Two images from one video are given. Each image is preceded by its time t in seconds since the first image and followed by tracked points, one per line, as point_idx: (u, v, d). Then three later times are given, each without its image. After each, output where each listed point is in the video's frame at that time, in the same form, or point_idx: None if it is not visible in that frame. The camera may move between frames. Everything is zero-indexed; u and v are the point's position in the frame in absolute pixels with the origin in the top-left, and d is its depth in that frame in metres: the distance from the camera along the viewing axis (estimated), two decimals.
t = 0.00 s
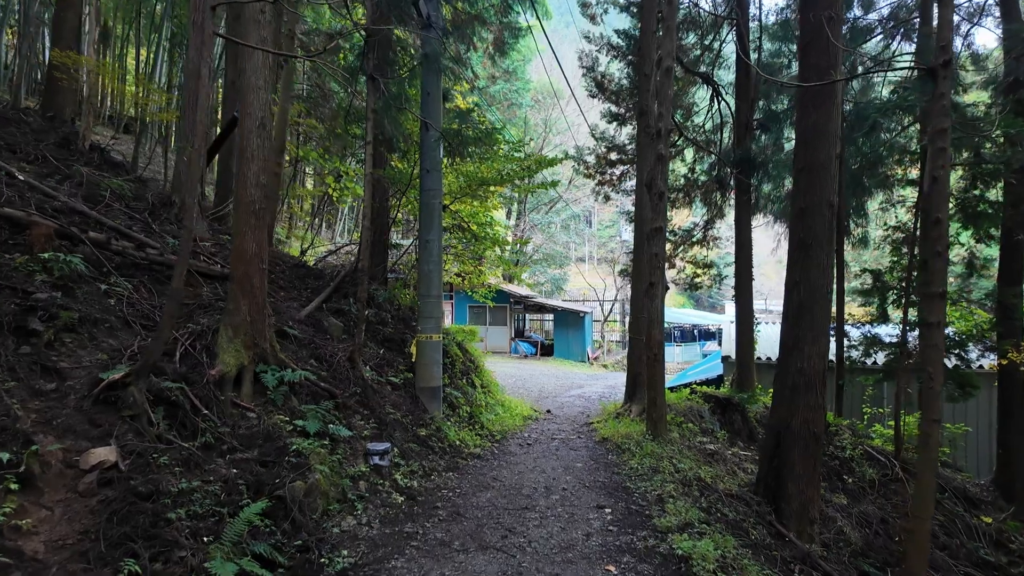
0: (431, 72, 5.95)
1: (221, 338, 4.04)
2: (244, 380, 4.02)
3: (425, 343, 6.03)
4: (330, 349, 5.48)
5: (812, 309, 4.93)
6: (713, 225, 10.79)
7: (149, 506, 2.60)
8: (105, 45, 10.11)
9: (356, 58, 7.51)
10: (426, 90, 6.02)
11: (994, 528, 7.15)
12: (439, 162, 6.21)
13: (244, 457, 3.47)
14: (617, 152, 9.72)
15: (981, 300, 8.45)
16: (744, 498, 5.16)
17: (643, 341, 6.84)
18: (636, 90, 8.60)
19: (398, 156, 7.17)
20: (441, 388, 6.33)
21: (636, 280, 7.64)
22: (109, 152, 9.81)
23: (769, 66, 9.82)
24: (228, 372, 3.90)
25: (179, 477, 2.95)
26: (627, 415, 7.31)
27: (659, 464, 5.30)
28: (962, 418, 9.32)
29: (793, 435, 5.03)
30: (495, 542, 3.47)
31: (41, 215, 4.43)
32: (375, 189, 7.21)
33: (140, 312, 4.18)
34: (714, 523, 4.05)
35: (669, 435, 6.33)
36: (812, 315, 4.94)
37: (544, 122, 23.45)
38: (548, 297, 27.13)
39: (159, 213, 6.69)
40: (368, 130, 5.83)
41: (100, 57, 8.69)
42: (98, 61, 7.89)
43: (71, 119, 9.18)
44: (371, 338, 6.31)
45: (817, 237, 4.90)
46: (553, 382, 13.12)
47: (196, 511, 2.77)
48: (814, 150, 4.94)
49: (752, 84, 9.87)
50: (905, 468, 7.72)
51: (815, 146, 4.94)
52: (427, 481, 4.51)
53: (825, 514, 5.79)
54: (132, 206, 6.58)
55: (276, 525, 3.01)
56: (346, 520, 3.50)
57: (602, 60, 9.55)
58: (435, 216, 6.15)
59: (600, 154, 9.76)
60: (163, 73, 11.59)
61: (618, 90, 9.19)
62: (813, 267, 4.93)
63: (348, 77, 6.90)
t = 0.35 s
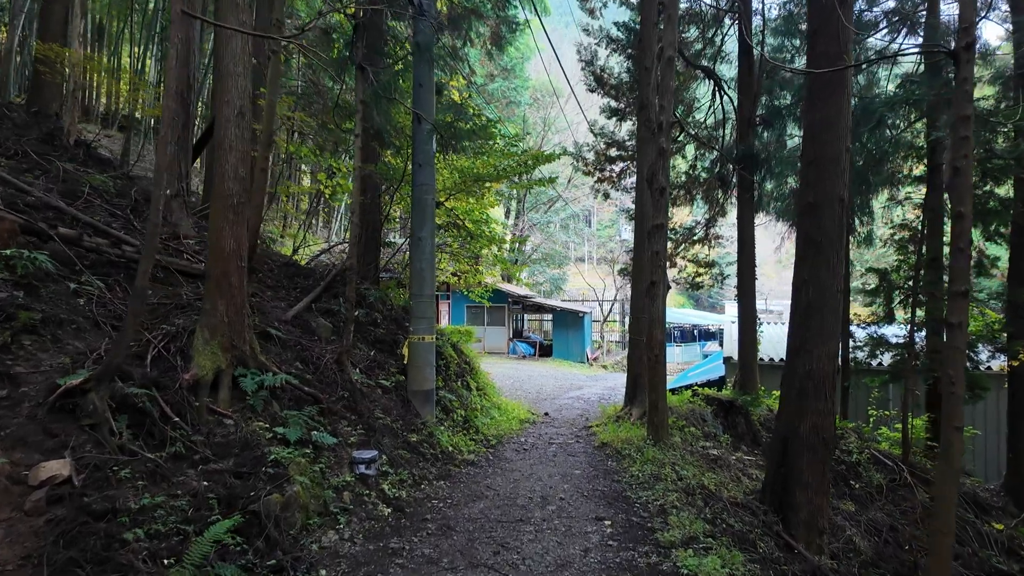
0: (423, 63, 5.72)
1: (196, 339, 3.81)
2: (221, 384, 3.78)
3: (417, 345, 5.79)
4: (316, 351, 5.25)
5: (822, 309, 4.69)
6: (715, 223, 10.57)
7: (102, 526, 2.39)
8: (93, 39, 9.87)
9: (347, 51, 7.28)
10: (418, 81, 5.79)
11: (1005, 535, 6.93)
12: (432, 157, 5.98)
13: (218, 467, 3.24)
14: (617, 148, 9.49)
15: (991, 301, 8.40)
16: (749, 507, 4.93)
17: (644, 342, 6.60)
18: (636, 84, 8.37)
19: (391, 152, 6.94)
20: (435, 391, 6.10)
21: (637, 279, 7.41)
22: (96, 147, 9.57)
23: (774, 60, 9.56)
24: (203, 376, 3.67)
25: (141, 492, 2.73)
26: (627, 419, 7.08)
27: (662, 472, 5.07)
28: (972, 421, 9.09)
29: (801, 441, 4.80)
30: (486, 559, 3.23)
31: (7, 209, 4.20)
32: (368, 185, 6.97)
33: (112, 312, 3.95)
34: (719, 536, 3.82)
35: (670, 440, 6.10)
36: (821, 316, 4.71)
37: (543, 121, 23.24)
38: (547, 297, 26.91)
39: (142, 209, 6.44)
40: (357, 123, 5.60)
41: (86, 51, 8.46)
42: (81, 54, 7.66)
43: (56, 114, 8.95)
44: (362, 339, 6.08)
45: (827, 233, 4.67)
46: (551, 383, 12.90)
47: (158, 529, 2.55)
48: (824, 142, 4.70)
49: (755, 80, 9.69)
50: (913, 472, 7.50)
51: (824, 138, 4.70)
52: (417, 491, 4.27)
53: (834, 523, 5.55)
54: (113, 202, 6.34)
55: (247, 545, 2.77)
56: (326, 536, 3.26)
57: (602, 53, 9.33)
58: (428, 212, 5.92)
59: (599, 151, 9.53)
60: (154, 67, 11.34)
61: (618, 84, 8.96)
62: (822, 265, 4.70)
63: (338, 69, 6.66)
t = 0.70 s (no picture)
0: (411, 44, 5.41)
1: (160, 337, 3.50)
2: (187, 385, 3.48)
3: (406, 344, 5.49)
4: (298, 350, 4.95)
5: (835, 304, 4.41)
6: (717, 219, 10.29)
7: (28, 550, 2.17)
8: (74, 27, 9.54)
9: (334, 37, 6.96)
10: (406, 64, 5.50)
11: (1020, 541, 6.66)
12: (422, 145, 5.68)
13: (179, 477, 2.95)
14: (616, 140, 9.19)
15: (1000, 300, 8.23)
16: (757, 515, 4.64)
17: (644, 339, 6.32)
18: (636, 73, 8.07)
19: (380, 141, 6.65)
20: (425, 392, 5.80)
21: (636, 275, 7.13)
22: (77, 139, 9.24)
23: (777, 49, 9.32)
24: (166, 376, 3.37)
25: (83, 507, 2.50)
26: (627, 421, 6.80)
27: (664, 478, 4.78)
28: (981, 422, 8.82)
29: (813, 445, 4.51)
30: None
31: None
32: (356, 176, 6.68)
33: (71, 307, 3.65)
34: (728, 550, 3.53)
35: (672, 443, 5.81)
36: (834, 312, 4.43)
37: (540, 117, 22.91)
38: (544, 296, 26.63)
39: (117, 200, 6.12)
40: (341, 108, 5.29)
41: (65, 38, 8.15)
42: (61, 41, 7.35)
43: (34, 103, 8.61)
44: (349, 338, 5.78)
45: (840, 223, 4.39)
46: (548, 383, 12.61)
47: (99, 550, 2.30)
48: (836, 127, 4.42)
49: (758, 70, 9.42)
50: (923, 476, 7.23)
51: (837, 122, 4.41)
52: (402, 500, 3.97)
53: (844, 531, 5.27)
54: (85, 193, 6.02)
55: (204, 566, 2.48)
56: (298, 552, 2.96)
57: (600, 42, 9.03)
58: (418, 203, 5.61)
59: (598, 143, 9.24)
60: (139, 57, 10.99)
61: (617, 74, 8.67)
62: (835, 257, 4.41)
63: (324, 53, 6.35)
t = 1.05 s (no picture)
0: (403, 32, 5.15)
1: (127, 342, 3.24)
2: (155, 395, 3.22)
3: (397, 347, 5.23)
4: (281, 354, 4.68)
5: (851, 306, 4.14)
6: (720, 217, 10.03)
7: None
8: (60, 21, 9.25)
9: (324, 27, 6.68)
10: (398, 54, 5.24)
11: None
12: (415, 139, 5.41)
13: (140, 496, 2.69)
14: (616, 135, 8.93)
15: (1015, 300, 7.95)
16: (768, 529, 4.38)
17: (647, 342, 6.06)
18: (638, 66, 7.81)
19: (372, 136, 6.38)
20: (418, 397, 5.54)
21: (639, 275, 6.86)
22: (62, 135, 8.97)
23: (782, 44, 9.16)
24: (131, 385, 3.11)
25: (23, 536, 2.30)
26: (629, 426, 6.54)
27: (669, 489, 4.53)
28: (993, 426, 8.57)
29: (826, 454, 4.24)
30: None
31: None
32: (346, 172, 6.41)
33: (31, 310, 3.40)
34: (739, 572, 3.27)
35: (677, 450, 5.55)
36: (850, 314, 4.15)
37: (539, 115, 22.66)
38: (543, 296, 26.38)
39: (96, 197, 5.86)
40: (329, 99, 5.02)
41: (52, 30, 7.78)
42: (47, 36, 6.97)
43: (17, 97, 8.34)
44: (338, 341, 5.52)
45: (856, 220, 4.13)
46: (547, 385, 12.34)
47: None
48: (852, 118, 4.16)
49: (762, 64, 9.15)
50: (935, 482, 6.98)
51: (852, 113, 4.15)
52: (390, 516, 3.71)
53: (858, 544, 5.02)
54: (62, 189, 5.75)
55: None
56: None
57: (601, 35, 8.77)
58: (410, 199, 5.33)
59: (598, 139, 8.98)
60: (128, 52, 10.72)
61: (618, 68, 8.42)
62: (851, 256, 4.14)
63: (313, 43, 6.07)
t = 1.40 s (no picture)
0: (397, 12, 4.85)
1: (86, 340, 2.95)
2: (117, 398, 2.92)
3: (389, 346, 4.93)
4: (264, 354, 4.40)
5: (875, 302, 3.85)
6: (725, 213, 9.75)
7: None
8: (46, 10, 8.95)
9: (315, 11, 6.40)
10: (391, 35, 4.93)
11: None
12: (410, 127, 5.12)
13: (92, 512, 2.40)
14: (619, 128, 8.64)
15: None
16: (785, 542, 4.08)
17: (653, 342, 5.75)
18: (642, 54, 7.51)
19: (364, 125, 6.10)
20: (411, 399, 5.24)
21: (643, 271, 6.57)
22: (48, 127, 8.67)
23: (788, 35, 8.83)
24: (88, 387, 2.82)
25: None
26: (633, 429, 6.27)
27: (679, 498, 4.25)
28: (1008, 429, 8.29)
29: (848, 461, 3.94)
30: None
31: None
32: (337, 162, 6.12)
33: None
34: None
35: (684, 455, 5.27)
36: (874, 310, 3.86)
37: (538, 113, 22.35)
38: (543, 295, 26.10)
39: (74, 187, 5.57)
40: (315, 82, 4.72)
41: (35, 17, 7.46)
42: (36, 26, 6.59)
43: None
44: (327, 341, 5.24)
45: (880, 209, 3.84)
46: (548, 386, 12.06)
47: None
48: (876, 100, 3.86)
49: (770, 55, 8.98)
50: (952, 488, 6.70)
51: (875, 95, 3.87)
52: (377, 530, 3.42)
53: (878, 555, 4.73)
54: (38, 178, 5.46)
55: None
56: None
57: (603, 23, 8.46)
58: (404, 190, 5.03)
59: (600, 132, 8.70)
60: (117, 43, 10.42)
61: (620, 58, 8.13)
62: (874, 247, 3.85)
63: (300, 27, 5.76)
